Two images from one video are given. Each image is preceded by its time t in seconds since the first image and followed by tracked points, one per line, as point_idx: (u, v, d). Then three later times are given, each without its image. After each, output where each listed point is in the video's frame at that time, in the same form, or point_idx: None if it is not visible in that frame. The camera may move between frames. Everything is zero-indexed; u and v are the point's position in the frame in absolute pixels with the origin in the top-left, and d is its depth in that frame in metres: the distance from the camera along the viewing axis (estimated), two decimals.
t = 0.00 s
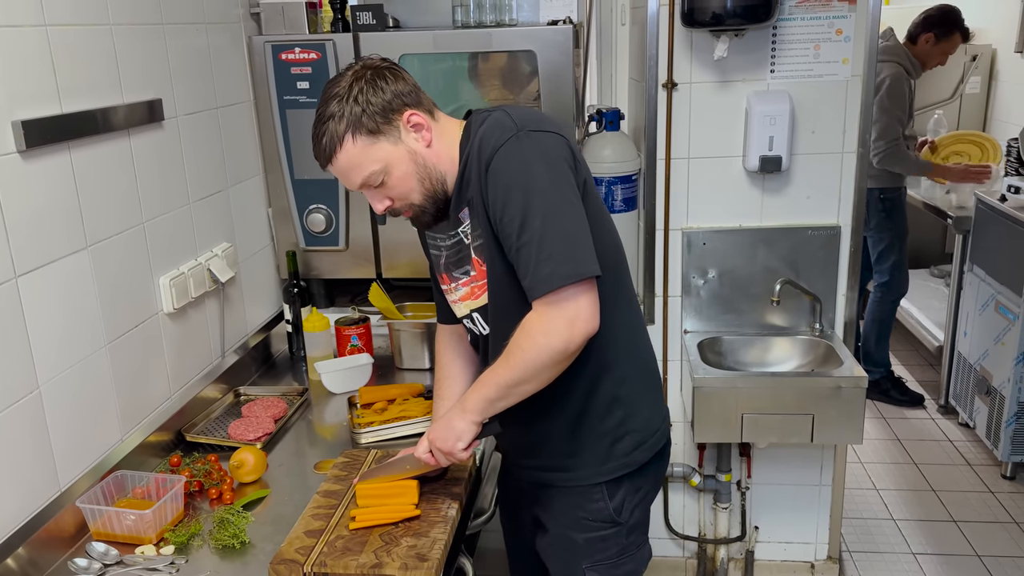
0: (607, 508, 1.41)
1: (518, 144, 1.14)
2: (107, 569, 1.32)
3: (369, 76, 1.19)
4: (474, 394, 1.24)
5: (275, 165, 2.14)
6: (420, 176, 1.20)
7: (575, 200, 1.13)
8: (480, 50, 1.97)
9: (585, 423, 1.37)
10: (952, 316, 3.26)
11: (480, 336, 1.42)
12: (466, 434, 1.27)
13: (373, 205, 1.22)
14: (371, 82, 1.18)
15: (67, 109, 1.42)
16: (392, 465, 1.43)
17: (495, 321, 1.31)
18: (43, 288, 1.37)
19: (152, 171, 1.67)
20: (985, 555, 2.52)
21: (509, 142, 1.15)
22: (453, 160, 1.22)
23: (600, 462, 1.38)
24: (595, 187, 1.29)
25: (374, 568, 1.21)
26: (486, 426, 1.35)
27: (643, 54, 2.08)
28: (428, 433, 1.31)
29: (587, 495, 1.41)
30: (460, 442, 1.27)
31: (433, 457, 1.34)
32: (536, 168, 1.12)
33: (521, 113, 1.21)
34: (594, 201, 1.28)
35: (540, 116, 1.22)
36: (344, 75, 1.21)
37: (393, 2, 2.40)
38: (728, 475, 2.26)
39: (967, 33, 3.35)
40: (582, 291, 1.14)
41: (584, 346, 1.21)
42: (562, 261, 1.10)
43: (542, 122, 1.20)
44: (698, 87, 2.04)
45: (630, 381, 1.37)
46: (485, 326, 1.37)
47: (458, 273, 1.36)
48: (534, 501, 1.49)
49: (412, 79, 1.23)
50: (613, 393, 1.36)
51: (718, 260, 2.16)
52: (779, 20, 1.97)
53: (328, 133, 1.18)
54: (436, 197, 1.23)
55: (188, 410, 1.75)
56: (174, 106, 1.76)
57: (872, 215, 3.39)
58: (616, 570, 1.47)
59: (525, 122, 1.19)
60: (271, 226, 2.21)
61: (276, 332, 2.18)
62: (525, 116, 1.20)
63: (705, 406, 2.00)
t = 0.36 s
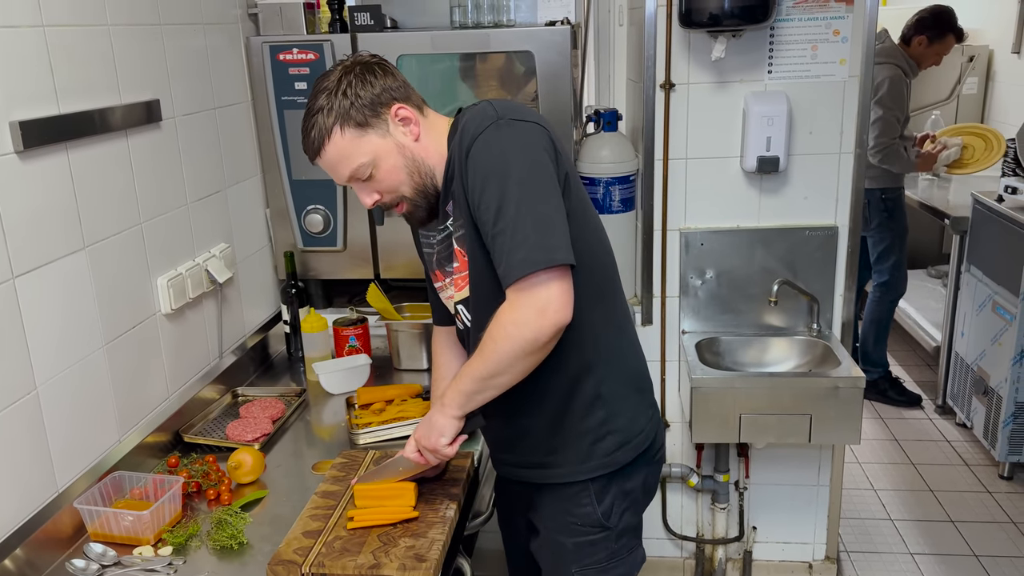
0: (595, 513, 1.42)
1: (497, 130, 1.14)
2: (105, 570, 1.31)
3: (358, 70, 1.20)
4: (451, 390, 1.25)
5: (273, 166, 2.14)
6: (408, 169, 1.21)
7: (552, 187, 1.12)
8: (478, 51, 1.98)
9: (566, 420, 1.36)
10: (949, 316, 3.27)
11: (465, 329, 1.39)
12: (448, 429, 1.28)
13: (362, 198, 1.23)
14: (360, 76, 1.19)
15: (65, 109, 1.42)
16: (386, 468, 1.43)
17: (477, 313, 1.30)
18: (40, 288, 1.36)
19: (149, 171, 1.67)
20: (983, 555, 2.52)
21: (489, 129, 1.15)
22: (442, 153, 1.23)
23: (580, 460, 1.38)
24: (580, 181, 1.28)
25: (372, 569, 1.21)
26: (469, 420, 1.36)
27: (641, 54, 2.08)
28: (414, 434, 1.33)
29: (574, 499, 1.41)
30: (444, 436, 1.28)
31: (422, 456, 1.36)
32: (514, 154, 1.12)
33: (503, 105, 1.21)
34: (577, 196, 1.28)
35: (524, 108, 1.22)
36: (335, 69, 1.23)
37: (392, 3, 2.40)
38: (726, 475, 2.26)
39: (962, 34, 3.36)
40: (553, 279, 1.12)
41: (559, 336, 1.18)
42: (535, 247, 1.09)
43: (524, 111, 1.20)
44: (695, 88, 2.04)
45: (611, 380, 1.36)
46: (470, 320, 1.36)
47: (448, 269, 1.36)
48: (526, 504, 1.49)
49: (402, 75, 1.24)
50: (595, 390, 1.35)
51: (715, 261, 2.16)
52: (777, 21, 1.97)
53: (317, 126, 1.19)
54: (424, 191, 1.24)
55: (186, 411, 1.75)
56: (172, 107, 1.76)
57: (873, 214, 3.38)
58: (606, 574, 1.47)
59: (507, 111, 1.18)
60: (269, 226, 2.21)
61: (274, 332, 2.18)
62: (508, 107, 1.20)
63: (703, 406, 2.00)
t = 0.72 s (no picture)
0: (590, 515, 1.41)
1: (481, 140, 1.15)
2: (102, 572, 1.31)
3: (351, 78, 1.20)
4: (447, 418, 1.26)
5: (272, 167, 2.13)
6: (403, 177, 1.21)
7: (533, 197, 1.12)
8: (476, 53, 1.98)
9: (565, 423, 1.36)
10: (947, 318, 3.27)
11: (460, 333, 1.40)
12: (445, 458, 1.28)
13: (357, 206, 1.23)
14: (353, 85, 1.19)
15: (63, 111, 1.42)
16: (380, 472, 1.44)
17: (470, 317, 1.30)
18: (38, 290, 1.36)
19: (146, 172, 1.67)
20: (981, 557, 2.52)
21: (473, 138, 1.15)
22: (435, 160, 1.22)
23: (579, 463, 1.38)
24: (570, 187, 1.28)
25: (370, 570, 1.21)
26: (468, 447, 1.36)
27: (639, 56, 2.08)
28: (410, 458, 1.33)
29: (570, 500, 1.41)
30: (440, 466, 1.28)
31: (416, 479, 1.35)
32: (496, 164, 1.12)
33: (489, 112, 1.21)
34: (567, 201, 1.27)
35: (511, 116, 1.22)
36: (328, 78, 1.23)
37: (390, 4, 2.40)
38: (725, 477, 2.27)
39: (954, 33, 3.36)
40: (529, 293, 1.13)
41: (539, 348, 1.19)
42: (514, 259, 1.10)
43: (511, 119, 1.20)
44: (693, 90, 2.05)
45: (612, 384, 1.36)
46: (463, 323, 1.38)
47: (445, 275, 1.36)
48: (524, 506, 1.48)
49: (396, 82, 1.23)
50: (594, 395, 1.35)
51: (713, 262, 2.16)
52: (775, 22, 1.97)
53: (310, 136, 1.19)
54: (418, 198, 1.23)
55: (184, 412, 1.75)
56: (170, 108, 1.75)
57: (872, 216, 3.38)
58: None
59: (493, 120, 1.19)
60: (267, 228, 2.21)
61: (272, 334, 2.18)
62: (493, 115, 1.20)
63: (701, 408, 2.00)
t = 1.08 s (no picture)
0: (604, 515, 1.41)
1: (502, 178, 1.13)
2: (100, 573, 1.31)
3: (359, 102, 1.17)
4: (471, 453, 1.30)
5: (271, 169, 2.14)
6: (415, 202, 1.21)
7: (555, 239, 1.13)
8: (475, 54, 1.98)
9: (583, 429, 1.37)
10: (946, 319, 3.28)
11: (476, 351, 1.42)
12: (460, 493, 1.31)
13: (368, 232, 1.23)
14: (361, 111, 1.17)
15: (62, 112, 1.42)
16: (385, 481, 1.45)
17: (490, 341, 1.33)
18: (37, 291, 1.36)
19: (145, 174, 1.67)
20: (981, 558, 2.52)
21: (494, 176, 1.13)
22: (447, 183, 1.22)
23: (597, 469, 1.38)
24: (590, 208, 1.27)
25: (369, 571, 1.21)
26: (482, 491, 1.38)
27: (638, 57, 2.08)
28: (425, 481, 1.35)
29: (584, 500, 1.40)
30: (453, 498, 1.31)
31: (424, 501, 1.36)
32: (518, 208, 1.12)
33: (508, 140, 1.18)
34: (590, 222, 1.26)
35: (531, 142, 1.20)
36: (333, 101, 1.20)
37: (389, 6, 2.40)
38: (724, 478, 2.26)
39: (952, 33, 3.35)
40: (548, 335, 1.16)
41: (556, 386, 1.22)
42: (534, 305, 1.13)
43: (533, 150, 1.17)
44: (692, 91, 2.05)
45: (631, 391, 1.37)
46: (479, 343, 1.41)
47: (457, 292, 1.37)
48: (532, 507, 1.48)
49: (403, 101, 1.21)
50: (614, 402, 1.36)
51: (713, 264, 2.16)
52: (774, 24, 1.98)
53: (319, 164, 1.17)
54: (430, 222, 1.24)
55: (183, 414, 1.75)
56: (169, 109, 1.75)
57: (870, 218, 3.39)
58: None
59: (514, 152, 1.16)
60: (267, 230, 2.21)
61: (271, 335, 2.18)
62: (513, 144, 1.17)
63: (700, 409, 2.00)
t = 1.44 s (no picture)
0: (619, 523, 1.41)
1: (557, 182, 1.14)
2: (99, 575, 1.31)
3: (387, 91, 1.17)
4: (477, 430, 1.24)
5: (270, 170, 2.13)
6: (441, 195, 1.20)
7: (609, 246, 1.14)
8: (475, 55, 1.98)
9: (599, 441, 1.36)
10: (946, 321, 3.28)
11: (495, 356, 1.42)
12: (462, 473, 1.26)
13: (393, 223, 1.22)
14: (389, 99, 1.16)
15: (62, 114, 1.42)
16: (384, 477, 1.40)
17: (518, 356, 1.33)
18: (37, 294, 1.36)
19: (145, 176, 1.67)
20: (980, 560, 2.52)
21: (549, 179, 1.14)
22: (473, 176, 1.23)
23: (611, 483, 1.38)
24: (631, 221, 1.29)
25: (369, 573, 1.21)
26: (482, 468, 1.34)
27: (638, 59, 2.08)
28: (424, 464, 1.29)
29: (598, 510, 1.40)
30: (456, 480, 1.26)
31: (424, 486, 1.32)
32: (574, 212, 1.12)
33: (560, 144, 1.20)
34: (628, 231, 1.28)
35: (580, 147, 1.21)
36: (359, 89, 1.19)
37: (389, 7, 2.41)
38: (723, 480, 2.26)
39: (955, 39, 3.36)
40: (601, 343, 1.16)
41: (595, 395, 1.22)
42: (588, 311, 1.13)
43: (584, 156, 1.19)
44: (692, 93, 2.05)
45: (647, 406, 1.36)
46: (499, 350, 1.40)
47: (480, 292, 1.36)
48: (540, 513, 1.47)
49: (431, 89, 1.21)
50: (630, 415, 1.35)
51: (713, 266, 2.16)
52: (773, 26, 1.98)
53: (345, 153, 1.17)
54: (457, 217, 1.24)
55: (182, 415, 1.75)
56: (169, 110, 1.75)
57: (869, 219, 3.39)
58: None
59: (566, 156, 1.18)
60: (266, 231, 2.21)
61: (270, 337, 2.18)
62: (565, 150, 1.19)
63: (699, 411, 2.00)
